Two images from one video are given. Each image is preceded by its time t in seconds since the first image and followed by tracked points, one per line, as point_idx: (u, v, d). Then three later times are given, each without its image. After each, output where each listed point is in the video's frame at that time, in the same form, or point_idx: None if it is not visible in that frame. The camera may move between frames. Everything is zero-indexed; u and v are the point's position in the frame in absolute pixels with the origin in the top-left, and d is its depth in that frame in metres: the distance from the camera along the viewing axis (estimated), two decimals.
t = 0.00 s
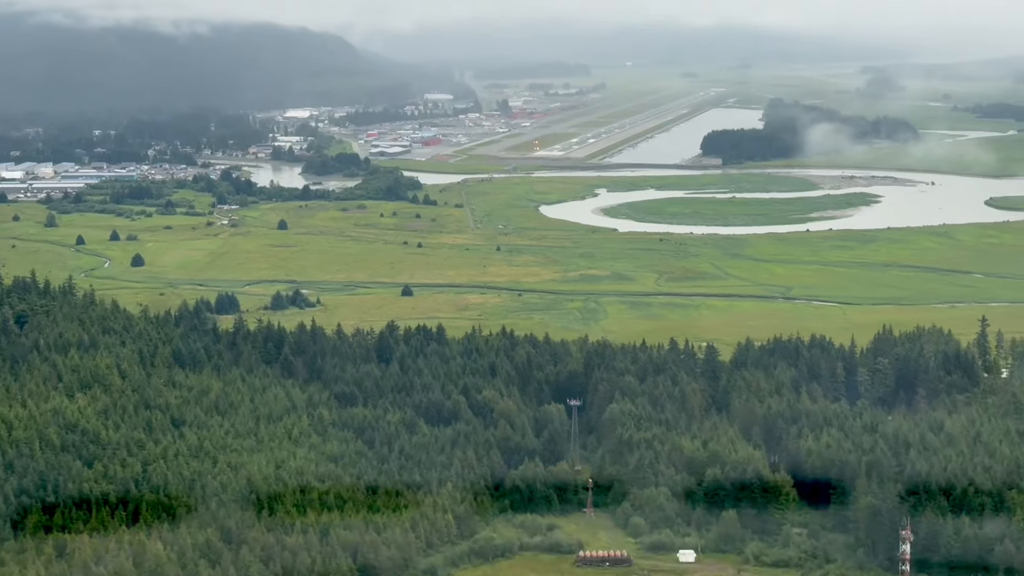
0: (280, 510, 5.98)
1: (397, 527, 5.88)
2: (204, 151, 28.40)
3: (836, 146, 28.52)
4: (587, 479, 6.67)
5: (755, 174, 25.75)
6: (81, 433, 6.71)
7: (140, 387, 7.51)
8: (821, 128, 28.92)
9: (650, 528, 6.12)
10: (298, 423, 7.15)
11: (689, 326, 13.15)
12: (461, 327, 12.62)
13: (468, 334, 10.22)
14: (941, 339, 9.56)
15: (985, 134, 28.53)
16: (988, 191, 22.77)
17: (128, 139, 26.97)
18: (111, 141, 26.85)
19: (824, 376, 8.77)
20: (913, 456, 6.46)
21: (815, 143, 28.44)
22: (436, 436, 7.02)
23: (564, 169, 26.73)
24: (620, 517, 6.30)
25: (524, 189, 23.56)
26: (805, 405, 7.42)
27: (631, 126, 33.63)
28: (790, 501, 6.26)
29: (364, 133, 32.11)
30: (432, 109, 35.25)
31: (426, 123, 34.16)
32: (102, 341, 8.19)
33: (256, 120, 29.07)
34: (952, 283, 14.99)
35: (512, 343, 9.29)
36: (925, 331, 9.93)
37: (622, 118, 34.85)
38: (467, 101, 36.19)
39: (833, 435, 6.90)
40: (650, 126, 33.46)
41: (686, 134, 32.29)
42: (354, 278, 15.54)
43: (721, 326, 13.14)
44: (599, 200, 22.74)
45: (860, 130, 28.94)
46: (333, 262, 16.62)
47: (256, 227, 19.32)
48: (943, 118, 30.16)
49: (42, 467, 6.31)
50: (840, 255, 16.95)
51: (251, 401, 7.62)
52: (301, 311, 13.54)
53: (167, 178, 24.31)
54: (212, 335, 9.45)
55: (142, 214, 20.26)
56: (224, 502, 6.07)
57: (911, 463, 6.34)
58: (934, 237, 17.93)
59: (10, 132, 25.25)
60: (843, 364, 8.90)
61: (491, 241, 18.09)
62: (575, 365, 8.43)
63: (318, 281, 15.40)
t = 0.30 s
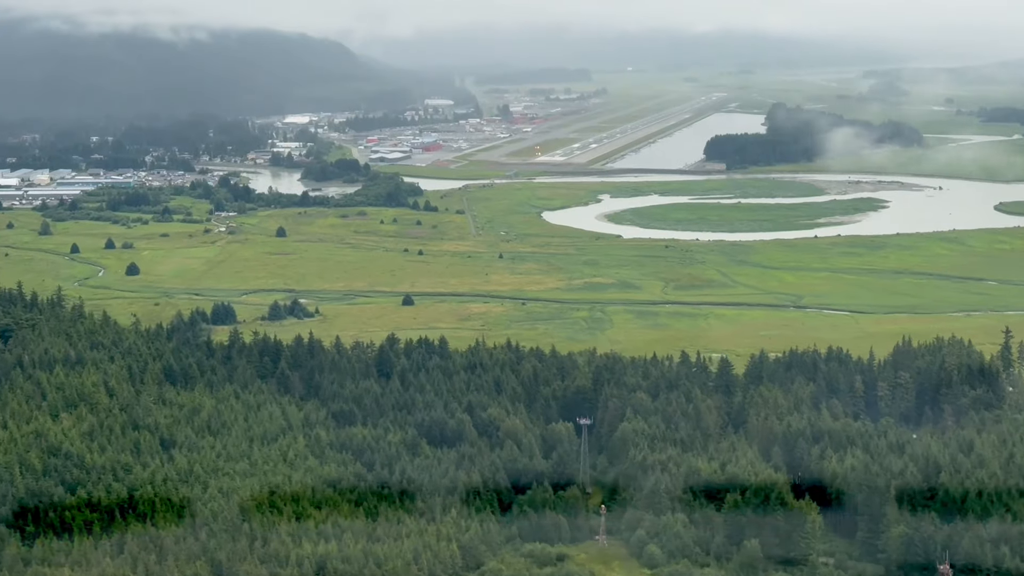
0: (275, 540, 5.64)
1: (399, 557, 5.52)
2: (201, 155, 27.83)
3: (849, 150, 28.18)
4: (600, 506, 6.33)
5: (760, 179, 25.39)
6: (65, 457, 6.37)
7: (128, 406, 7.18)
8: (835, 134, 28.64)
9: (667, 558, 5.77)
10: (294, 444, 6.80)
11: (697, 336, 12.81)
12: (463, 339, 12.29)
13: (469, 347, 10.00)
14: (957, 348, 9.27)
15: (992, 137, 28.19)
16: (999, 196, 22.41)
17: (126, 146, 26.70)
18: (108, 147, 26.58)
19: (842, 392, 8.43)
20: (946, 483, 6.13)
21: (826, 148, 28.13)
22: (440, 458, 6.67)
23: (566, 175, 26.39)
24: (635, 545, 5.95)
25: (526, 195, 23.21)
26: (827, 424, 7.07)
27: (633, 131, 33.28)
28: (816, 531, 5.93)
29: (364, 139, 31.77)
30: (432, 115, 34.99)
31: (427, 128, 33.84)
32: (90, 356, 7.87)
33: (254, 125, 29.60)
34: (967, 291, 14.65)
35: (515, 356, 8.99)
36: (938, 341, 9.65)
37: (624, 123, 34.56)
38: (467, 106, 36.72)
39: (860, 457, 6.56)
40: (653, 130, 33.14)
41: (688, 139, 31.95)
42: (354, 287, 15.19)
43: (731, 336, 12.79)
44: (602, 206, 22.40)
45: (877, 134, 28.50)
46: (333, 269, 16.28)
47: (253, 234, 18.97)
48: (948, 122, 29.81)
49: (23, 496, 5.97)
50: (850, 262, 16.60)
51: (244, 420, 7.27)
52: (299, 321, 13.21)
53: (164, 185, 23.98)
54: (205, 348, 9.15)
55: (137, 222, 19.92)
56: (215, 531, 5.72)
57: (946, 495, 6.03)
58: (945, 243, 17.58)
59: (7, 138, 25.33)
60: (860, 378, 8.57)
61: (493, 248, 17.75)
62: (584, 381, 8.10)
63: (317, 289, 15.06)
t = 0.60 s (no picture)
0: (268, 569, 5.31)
1: None
2: (200, 158, 27.55)
3: (859, 152, 27.83)
4: (614, 532, 5.99)
5: (767, 181, 25.05)
6: (48, 480, 6.04)
7: (117, 423, 6.86)
8: (847, 135, 28.30)
9: None
10: (290, 464, 6.48)
11: (706, 344, 12.47)
12: (466, 349, 11.97)
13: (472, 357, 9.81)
14: (977, 355, 8.99)
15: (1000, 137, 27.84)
16: (1010, 198, 22.06)
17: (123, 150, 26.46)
18: (107, 150, 26.53)
19: (861, 404, 8.08)
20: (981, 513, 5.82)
21: (839, 150, 27.74)
22: (444, 479, 6.34)
23: (570, 177, 26.06)
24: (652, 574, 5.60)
25: (529, 198, 22.88)
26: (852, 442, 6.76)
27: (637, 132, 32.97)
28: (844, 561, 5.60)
29: (365, 140, 31.45)
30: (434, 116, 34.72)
31: (427, 129, 33.55)
32: (77, 370, 7.56)
33: (252, 126, 29.94)
34: (983, 297, 14.30)
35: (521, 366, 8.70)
36: (956, 350, 9.37)
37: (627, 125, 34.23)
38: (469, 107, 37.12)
39: (889, 477, 6.28)
40: (657, 131, 32.85)
41: (693, 140, 31.61)
42: (355, 293, 14.87)
43: (741, 344, 12.46)
44: (607, 209, 22.07)
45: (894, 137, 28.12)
46: (332, 275, 15.95)
47: (252, 239, 18.65)
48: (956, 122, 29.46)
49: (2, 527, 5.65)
50: (861, 267, 16.26)
51: (239, 437, 6.95)
52: (298, 329, 12.89)
53: (162, 188, 23.69)
54: (200, 360, 8.86)
55: (135, 226, 19.60)
56: (205, 557, 5.39)
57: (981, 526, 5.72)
58: (958, 247, 17.23)
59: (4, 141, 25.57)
60: (882, 389, 8.23)
61: (497, 253, 17.42)
62: (593, 394, 7.77)
63: (317, 296, 14.74)
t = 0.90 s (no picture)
0: None
1: None
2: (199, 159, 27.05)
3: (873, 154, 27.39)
4: (626, 557, 5.67)
5: (773, 181, 24.67)
6: (25, 501, 5.74)
7: (101, 439, 6.54)
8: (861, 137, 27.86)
9: None
10: (284, 482, 6.15)
11: (716, 348, 12.12)
12: (468, 354, 11.63)
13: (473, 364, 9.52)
14: (1000, 363, 8.65)
15: (1009, 137, 27.49)
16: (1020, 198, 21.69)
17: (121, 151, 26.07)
18: (104, 150, 26.09)
19: (882, 415, 7.69)
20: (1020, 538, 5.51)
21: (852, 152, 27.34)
22: (447, 501, 6.01)
23: (572, 177, 25.69)
24: None
25: (532, 198, 22.52)
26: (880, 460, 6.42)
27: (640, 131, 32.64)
28: None
29: (365, 140, 31.08)
30: (434, 116, 34.38)
31: (428, 129, 33.19)
32: (61, 382, 7.25)
33: (252, 128, 29.56)
34: (998, 300, 13.94)
35: (526, 376, 8.37)
36: (975, 358, 9.05)
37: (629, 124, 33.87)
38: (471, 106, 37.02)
39: (921, 499, 5.96)
40: (659, 130, 32.52)
41: (697, 139, 31.25)
42: (354, 296, 14.52)
43: (752, 348, 12.09)
44: (611, 209, 21.71)
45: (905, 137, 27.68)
46: (331, 278, 15.61)
47: (250, 241, 18.29)
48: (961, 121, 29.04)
49: None
50: (871, 268, 15.89)
51: (231, 452, 6.63)
52: (295, 334, 12.55)
53: (159, 189, 23.33)
54: (192, 368, 8.53)
55: (130, 227, 19.24)
56: None
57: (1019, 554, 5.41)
58: (970, 248, 16.87)
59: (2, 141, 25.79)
60: (905, 399, 7.87)
61: (499, 255, 17.06)
62: (603, 405, 7.43)
63: (315, 299, 14.39)
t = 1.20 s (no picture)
0: None
1: None
2: (193, 156, 27.42)
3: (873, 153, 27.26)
4: None
5: (777, 179, 24.33)
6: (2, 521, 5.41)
7: (83, 451, 6.21)
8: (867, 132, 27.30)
9: None
10: (277, 502, 5.82)
11: (724, 351, 11.78)
12: (469, 357, 11.29)
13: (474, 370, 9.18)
14: None
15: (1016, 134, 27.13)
16: None
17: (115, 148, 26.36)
18: (98, 146, 26.40)
19: (902, 424, 7.34)
20: None
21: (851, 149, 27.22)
22: (449, 517, 5.68)
23: (573, 174, 25.34)
24: None
25: (533, 196, 22.17)
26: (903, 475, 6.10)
27: (641, 128, 32.31)
28: None
29: (363, 136, 30.71)
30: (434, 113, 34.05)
31: (427, 125, 32.84)
32: (43, 391, 6.92)
33: (247, 123, 29.84)
34: (1012, 301, 13.61)
35: (531, 384, 8.03)
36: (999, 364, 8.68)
37: (630, 121, 33.53)
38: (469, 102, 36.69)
39: (950, 521, 5.65)
40: (661, 127, 32.20)
41: (698, 136, 30.91)
42: (351, 297, 14.18)
43: (762, 351, 11.75)
44: (613, 207, 21.36)
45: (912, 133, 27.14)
46: (328, 278, 15.26)
47: (245, 239, 17.94)
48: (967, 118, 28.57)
49: None
50: (880, 268, 15.55)
51: (221, 465, 6.29)
52: (291, 336, 12.20)
53: (154, 186, 23.00)
54: (182, 373, 8.19)
55: (124, 225, 18.90)
56: None
57: None
58: (981, 248, 16.53)
59: None
60: (926, 408, 7.52)
61: (499, 254, 16.71)
62: (611, 415, 7.09)
63: (311, 300, 14.04)
